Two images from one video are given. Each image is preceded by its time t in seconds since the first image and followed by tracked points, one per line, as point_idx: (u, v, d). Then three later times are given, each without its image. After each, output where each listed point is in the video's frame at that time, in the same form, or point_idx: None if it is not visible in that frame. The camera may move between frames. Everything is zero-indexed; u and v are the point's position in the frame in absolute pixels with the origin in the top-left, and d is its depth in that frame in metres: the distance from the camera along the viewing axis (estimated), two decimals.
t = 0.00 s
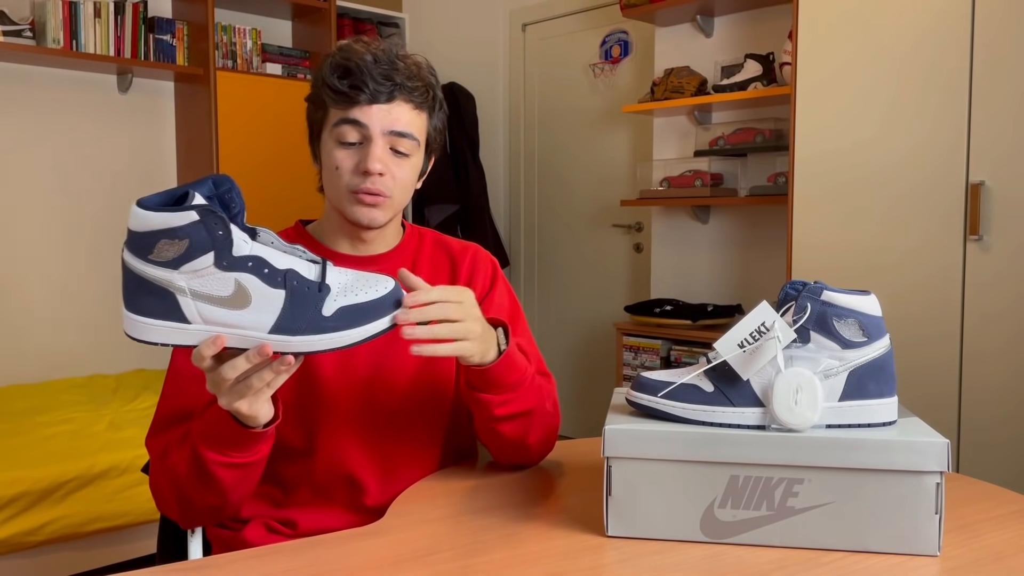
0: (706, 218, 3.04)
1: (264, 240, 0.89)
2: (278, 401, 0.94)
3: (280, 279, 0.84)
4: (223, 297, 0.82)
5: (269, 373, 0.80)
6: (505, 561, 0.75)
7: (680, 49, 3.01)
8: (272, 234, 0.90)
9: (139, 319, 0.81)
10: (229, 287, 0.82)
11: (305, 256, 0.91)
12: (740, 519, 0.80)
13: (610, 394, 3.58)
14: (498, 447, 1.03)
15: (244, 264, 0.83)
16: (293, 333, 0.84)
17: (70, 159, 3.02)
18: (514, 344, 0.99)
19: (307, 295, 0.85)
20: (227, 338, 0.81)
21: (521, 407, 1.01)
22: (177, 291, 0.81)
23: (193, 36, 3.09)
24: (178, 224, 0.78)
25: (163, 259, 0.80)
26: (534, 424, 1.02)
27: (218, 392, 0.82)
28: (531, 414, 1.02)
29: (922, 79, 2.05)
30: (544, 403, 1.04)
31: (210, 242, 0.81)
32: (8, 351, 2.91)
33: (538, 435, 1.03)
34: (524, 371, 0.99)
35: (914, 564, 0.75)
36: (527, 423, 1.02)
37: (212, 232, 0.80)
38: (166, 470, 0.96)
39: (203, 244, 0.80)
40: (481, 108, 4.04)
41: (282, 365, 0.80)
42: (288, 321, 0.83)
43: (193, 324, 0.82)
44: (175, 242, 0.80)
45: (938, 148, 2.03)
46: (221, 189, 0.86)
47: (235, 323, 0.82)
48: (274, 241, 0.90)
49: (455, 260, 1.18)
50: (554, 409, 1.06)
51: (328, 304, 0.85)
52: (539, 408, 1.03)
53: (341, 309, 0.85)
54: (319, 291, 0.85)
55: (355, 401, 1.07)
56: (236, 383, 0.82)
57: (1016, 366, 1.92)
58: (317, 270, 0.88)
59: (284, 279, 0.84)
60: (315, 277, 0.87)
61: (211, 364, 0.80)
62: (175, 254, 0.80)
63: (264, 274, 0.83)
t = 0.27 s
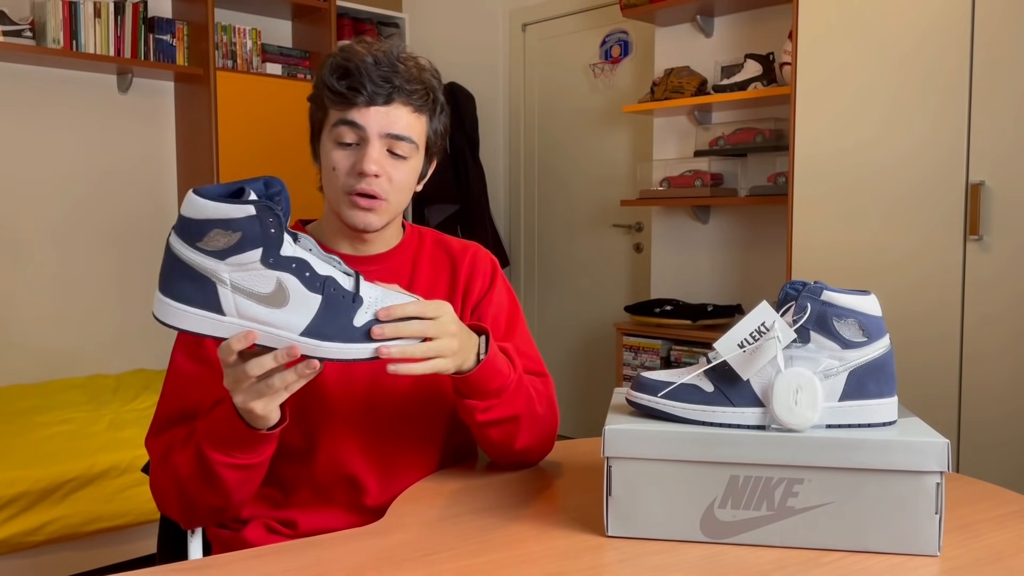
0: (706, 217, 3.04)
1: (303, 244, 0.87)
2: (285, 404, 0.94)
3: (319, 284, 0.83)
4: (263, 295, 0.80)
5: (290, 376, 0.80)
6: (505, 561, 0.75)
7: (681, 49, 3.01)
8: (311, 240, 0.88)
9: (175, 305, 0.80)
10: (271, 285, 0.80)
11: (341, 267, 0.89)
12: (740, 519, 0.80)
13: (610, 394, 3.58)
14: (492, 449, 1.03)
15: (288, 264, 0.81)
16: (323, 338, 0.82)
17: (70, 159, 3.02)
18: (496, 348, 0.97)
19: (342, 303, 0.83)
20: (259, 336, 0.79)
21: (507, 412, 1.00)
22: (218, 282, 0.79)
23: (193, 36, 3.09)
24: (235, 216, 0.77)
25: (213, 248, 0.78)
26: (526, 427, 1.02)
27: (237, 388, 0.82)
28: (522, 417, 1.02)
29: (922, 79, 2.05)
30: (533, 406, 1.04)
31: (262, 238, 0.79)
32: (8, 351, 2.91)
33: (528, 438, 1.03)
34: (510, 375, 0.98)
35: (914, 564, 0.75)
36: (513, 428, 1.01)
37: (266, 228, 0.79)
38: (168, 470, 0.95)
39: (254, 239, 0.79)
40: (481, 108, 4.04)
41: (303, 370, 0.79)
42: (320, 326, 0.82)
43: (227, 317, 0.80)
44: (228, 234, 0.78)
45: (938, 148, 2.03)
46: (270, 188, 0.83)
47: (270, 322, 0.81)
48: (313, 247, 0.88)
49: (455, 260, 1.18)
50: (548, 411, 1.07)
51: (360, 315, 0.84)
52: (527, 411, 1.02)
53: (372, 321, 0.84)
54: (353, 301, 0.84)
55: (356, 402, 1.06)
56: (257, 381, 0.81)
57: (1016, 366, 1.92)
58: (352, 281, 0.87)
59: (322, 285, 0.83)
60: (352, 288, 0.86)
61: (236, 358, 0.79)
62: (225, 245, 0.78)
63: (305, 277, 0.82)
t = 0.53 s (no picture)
0: (706, 217, 3.04)
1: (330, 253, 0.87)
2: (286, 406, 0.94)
3: (344, 295, 0.83)
4: (289, 298, 0.80)
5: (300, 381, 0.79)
6: (505, 561, 0.75)
7: (681, 49, 3.01)
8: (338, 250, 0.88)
9: (198, 295, 0.79)
10: (299, 289, 0.80)
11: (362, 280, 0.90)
12: (740, 520, 0.80)
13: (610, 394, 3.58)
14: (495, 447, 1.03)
15: (318, 271, 0.81)
16: (340, 347, 0.82)
17: (69, 159, 3.02)
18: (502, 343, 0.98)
19: (363, 317, 0.84)
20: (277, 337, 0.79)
21: (515, 407, 1.01)
22: (246, 279, 0.79)
23: (193, 36, 3.09)
24: (275, 217, 0.76)
25: (248, 246, 0.77)
26: (530, 425, 1.02)
27: (245, 389, 0.81)
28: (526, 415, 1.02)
29: (922, 78, 2.05)
30: (537, 404, 1.04)
31: (297, 242, 0.79)
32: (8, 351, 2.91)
33: (532, 437, 1.03)
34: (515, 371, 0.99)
35: (914, 564, 0.75)
36: (520, 425, 1.02)
37: (303, 233, 0.78)
38: (167, 471, 0.95)
39: (290, 242, 0.78)
40: (481, 108, 4.04)
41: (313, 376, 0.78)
42: (338, 335, 0.82)
43: (250, 315, 0.80)
44: (265, 233, 0.77)
45: (938, 148, 2.03)
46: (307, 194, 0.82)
47: (291, 326, 0.80)
48: (338, 257, 0.88)
49: (455, 259, 1.18)
50: (550, 409, 1.07)
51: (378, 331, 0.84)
52: (532, 408, 1.03)
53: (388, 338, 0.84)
54: (373, 316, 0.85)
55: (356, 402, 1.06)
56: (266, 383, 0.81)
57: (1016, 366, 1.92)
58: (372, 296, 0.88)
59: (347, 296, 0.83)
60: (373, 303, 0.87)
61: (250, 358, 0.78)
62: (260, 244, 0.77)
63: (332, 287, 0.82)
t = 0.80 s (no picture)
0: (706, 218, 3.04)
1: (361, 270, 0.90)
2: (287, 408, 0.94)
3: (374, 307, 0.84)
4: (323, 301, 0.82)
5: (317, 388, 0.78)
6: (506, 561, 0.75)
7: (681, 49, 3.01)
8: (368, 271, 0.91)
9: (235, 286, 0.81)
10: (332, 293, 0.82)
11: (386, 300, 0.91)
12: (739, 519, 0.80)
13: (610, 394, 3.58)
14: (496, 448, 1.03)
15: (353, 279, 0.83)
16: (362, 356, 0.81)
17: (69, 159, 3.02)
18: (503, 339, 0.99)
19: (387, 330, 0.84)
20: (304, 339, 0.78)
21: (516, 402, 1.01)
22: (287, 275, 0.82)
23: (193, 36, 3.09)
24: (325, 219, 0.80)
25: (294, 244, 0.81)
26: (531, 422, 1.02)
27: (262, 389, 0.80)
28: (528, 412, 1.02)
29: (922, 78, 2.05)
30: (539, 401, 1.04)
31: (341, 248, 0.82)
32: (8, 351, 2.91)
33: (533, 434, 1.03)
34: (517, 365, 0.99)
35: (914, 564, 0.75)
36: (521, 420, 1.02)
37: (348, 240, 0.82)
38: (165, 474, 0.95)
39: (335, 246, 0.82)
40: (481, 107, 4.03)
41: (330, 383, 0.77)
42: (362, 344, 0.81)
43: (282, 312, 0.82)
44: (312, 235, 0.81)
45: (938, 148, 2.03)
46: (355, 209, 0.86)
47: (320, 328, 0.81)
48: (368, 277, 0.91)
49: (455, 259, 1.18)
50: (551, 405, 1.07)
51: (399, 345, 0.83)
52: (533, 405, 1.03)
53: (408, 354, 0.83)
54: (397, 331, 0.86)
55: (354, 403, 1.06)
56: (284, 386, 0.80)
57: (1015, 365, 1.92)
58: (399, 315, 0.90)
59: (375, 309, 0.84)
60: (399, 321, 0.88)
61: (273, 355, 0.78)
62: (306, 244, 0.81)
63: (364, 297, 0.83)
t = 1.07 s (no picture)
0: (706, 218, 3.04)
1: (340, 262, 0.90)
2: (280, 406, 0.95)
3: (354, 299, 0.85)
4: (301, 296, 0.82)
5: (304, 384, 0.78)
6: (505, 561, 0.75)
7: (681, 49, 3.01)
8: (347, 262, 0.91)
9: (210, 285, 0.81)
10: (311, 288, 0.82)
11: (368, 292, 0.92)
12: (739, 520, 0.80)
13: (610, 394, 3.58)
14: (499, 446, 1.04)
15: (331, 273, 0.84)
16: (346, 350, 0.83)
17: (69, 159, 3.02)
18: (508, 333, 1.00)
19: (370, 324, 0.85)
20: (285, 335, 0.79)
21: (516, 395, 1.01)
22: (263, 272, 0.81)
23: (193, 35, 3.09)
24: (297, 214, 0.79)
25: (267, 239, 0.81)
26: (532, 419, 1.03)
27: (244, 390, 0.79)
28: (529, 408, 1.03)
29: (921, 78, 2.05)
30: (539, 398, 1.04)
31: (316, 240, 0.81)
32: (8, 351, 2.91)
33: (533, 430, 1.03)
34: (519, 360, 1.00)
35: (914, 564, 0.75)
36: (522, 416, 1.02)
37: (323, 233, 0.81)
38: (162, 476, 0.95)
39: (310, 239, 0.81)
40: (481, 107, 4.03)
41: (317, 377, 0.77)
42: (346, 338, 0.83)
43: (261, 309, 0.81)
44: (286, 229, 0.81)
45: (937, 148, 2.03)
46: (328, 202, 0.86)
47: (301, 323, 0.81)
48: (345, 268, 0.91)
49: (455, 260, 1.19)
50: (552, 403, 1.07)
51: (383, 339, 0.85)
52: (533, 401, 1.03)
53: (393, 347, 0.86)
54: (379, 325, 0.86)
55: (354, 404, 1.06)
56: (269, 385, 0.79)
57: (1015, 365, 1.93)
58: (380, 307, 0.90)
59: (356, 301, 0.85)
60: (381, 314, 0.89)
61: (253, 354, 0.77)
62: (281, 238, 0.81)
63: (343, 289, 0.84)
